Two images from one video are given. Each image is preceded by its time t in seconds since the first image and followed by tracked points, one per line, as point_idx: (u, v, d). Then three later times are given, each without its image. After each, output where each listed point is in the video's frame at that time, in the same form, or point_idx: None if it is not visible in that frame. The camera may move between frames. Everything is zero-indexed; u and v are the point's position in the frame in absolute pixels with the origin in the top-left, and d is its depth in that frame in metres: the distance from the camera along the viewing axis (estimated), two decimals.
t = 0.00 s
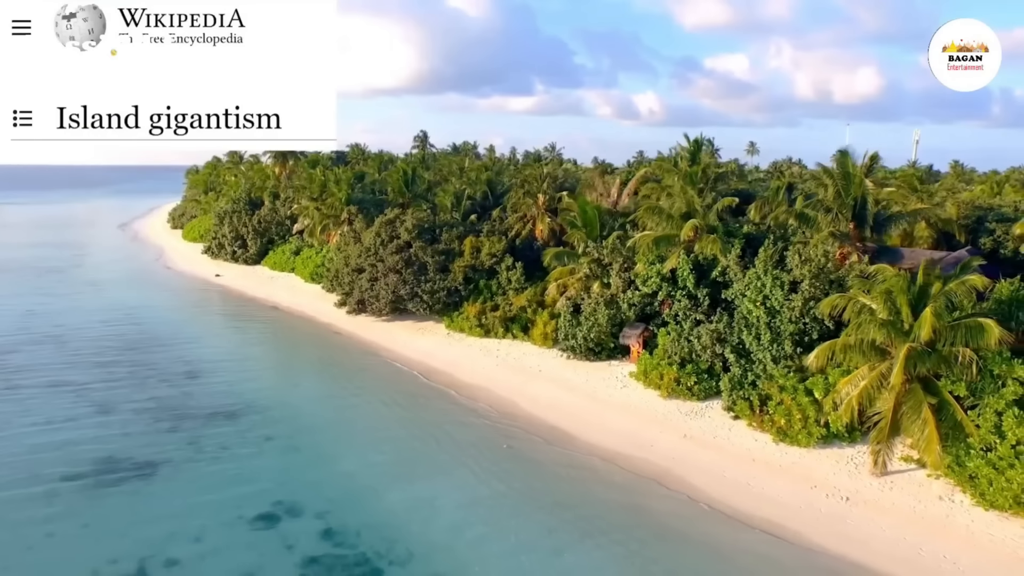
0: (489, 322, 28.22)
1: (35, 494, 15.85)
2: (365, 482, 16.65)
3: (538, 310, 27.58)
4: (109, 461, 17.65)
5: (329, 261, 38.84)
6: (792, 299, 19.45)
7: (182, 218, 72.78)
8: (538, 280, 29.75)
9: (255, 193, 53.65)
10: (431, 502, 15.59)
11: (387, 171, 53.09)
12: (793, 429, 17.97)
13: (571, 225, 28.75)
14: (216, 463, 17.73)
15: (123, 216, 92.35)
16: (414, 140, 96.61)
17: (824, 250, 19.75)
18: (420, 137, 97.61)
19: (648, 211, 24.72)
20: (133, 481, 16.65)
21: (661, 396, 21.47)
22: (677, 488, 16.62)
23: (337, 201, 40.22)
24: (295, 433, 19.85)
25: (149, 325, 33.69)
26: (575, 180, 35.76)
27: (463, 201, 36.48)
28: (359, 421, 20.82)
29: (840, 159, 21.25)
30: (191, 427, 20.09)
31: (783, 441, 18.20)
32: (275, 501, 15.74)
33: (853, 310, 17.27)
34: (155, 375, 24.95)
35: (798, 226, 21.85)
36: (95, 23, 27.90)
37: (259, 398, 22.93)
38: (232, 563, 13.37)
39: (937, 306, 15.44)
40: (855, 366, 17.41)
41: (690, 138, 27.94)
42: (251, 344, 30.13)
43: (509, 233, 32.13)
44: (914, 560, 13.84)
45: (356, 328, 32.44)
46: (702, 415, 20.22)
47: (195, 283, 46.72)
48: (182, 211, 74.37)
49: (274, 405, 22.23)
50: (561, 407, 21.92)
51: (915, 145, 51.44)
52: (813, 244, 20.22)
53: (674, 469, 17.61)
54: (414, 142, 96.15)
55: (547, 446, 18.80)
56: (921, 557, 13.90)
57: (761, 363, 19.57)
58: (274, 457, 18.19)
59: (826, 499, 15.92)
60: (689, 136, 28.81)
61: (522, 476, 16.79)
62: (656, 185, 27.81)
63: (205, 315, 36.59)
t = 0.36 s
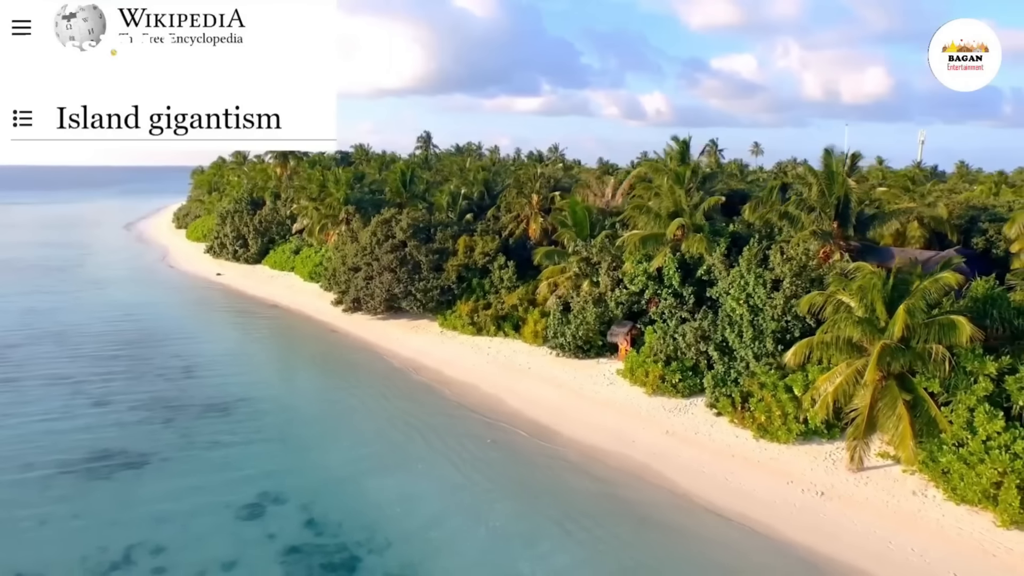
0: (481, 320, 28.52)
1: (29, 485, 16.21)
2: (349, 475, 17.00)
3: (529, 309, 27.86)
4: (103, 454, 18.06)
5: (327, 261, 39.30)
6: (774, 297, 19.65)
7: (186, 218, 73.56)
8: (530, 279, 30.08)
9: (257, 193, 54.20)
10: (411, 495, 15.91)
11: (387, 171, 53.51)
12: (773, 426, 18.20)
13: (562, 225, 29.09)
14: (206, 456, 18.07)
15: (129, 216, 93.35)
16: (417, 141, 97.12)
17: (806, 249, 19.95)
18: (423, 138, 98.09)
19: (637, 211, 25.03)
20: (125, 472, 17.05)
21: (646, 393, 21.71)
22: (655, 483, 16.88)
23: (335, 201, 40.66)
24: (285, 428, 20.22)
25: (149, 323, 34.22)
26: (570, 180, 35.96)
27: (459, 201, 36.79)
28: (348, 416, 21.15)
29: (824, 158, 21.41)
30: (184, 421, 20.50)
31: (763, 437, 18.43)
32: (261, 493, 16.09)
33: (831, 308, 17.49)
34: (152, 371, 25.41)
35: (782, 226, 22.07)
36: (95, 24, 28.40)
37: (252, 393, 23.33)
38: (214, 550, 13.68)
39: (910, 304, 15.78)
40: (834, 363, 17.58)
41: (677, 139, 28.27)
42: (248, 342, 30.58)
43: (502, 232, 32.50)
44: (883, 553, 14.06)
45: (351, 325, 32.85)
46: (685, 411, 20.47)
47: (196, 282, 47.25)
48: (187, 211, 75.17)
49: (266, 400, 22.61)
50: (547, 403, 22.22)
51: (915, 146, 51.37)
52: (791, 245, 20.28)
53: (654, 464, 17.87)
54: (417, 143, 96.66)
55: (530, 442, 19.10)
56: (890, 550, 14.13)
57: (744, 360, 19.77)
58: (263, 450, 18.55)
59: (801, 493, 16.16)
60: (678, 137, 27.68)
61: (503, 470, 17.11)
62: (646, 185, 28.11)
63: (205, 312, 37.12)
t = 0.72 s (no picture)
0: (475, 316, 29.04)
1: (30, 470, 16.80)
2: (336, 463, 17.52)
3: (522, 305, 28.34)
4: (101, 441, 18.64)
5: (326, 258, 39.92)
6: (755, 292, 19.99)
7: (192, 217, 74.48)
8: (523, 276, 30.58)
9: (261, 192, 54.92)
10: (397, 483, 16.40)
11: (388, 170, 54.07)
12: (753, 418, 18.57)
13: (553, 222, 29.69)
14: (201, 445, 18.61)
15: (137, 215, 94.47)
16: (421, 140, 97.74)
17: (787, 245, 20.29)
18: (427, 137, 98.70)
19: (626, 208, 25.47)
20: (122, 459, 17.61)
21: (632, 386, 22.13)
22: (634, 472, 17.32)
23: (335, 199, 41.28)
24: (279, 419, 20.77)
25: (152, 318, 34.91)
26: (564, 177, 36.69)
27: (456, 199, 37.24)
28: (341, 408, 21.68)
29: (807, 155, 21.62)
30: (182, 411, 21.08)
31: (743, 430, 18.81)
32: (252, 479, 16.61)
33: (808, 302, 17.85)
34: (152, 364, 26.04)
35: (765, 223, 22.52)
36: (95, 23, 29.08)
37: (248, 386, 23.90)
38: (204, 532, 14.17)
39: (882, 297, 16.25)
40: (811, 357, 17.95)
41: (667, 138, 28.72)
42: (247, 336, 31.20)
43: (497, 230, 33.00)
44: (851, 540, 14.46)
45: (349, 321, 33.43)
46: (669, 404, 20.88)
47: (200, 280, 48.00)
48: (193, 210, 76.10)
49: (262, 393, 23.17)
50: (535, 397, 22.69)
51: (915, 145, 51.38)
52: (774, 241, 20.63)
53: (634, 456, 18.31)
54: (421, 142, 97.25)
55: (515, 433, 19.56)
56: (858, 538, 14.51)
57: (726, 354, 20.17)
58: (256, 439, 19.10)
59: (776, 483, 16.56)
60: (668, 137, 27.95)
61: (485, 460, 17.59)
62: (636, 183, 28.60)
63: (207, 308, 37.81)
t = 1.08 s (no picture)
0: (469, 311, 29.64)
1: (34, 454, 17.50)
2: (326, 451, 18.13)
3: (514, 301, 28.95)
4: (103, 429, 19.34)
5: (327, 255, 40.64)
6: (737, 288, 20.44)
7: (198, 215, 75.52)
8: (517, 272, 31.20)
9: (264, 190, 55.76)
10: (383, 469, 17.00)
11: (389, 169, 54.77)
12: (732, 409, 19.03)
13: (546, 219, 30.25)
14: (198, 432, 19.26)
15: (145, 215, 95.66)
16: (426, 140, 98.45)
17: (768, 241, 20.73)
18: (432, 137, 99.37)
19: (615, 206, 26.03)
20: (122, 445, 18.29)
21: (618, 379, 22.60)
22: (613, 461, 17.83)
23: (335, 198, 42.01)
24: (273, 409, 21.41)
25: (155, 313, 35.73)
26: (558, 175, 37.55)
27: (453, 196, 37.90)
28: (334, 399, 22.31)
29: (788, 153, 22.11)
30: (180, 401, 21.77)
31: (723, 421, 19.26)
32: (245, 465, 17.23)
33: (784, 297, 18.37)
34: (154, 357, 26.79)
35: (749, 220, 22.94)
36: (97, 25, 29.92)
37: (245, 378, 24.57)
38: (198, 512, 14.77)
39: (854, 291, 16.81)
40: (787, 349, 18.40)
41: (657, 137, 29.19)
42: (248, 331, 31.93)
43: (493, 227, 33.61)
44: (819, 524, 14.90)
45: (347, 317, 34.10)
46: (654, 396, 21.35)
47: (204, 277, 48.87)
48: (199, 209, 77.13)
49: (258, 384, 23.83)
50: (523, 389, 23.23)
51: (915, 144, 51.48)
52: (756, 237, 21.08)
53: (615, 445, 18.82)
54: (426, 142, 97.95)
55: (501, 424, 20.10)
56: (826, 522, 14.95)
57: (708, 348, 20.64)
58: (251, 428, 19.75)
59: (751, 472, 17.02)
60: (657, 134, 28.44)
61: (470, 449, 18.14)
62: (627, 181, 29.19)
63: (210, 304, 38.62)
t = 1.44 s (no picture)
0: (463, 307, 30.34)
1: (39, 440, 18.30)
2: (318, 439, 18.82)
3: (508, 297, 29.61)
4: (106, 417, 20.15)
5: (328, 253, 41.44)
6: (719, 284, 20.98)
7: (205, 214, 76.63)
8: (511, 270, 31.89)
9: (268, 189, 56.66)
10: (372, 456, 17.67)
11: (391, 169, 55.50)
12: (713, 402, 19.58)
13: (539, 217, 30.71)
14: (197, 421, 20.02)
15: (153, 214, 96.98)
16: (431, 140, 99.27)
17: (750, 238, 21.25)
18: (436, 137, 100.15)
19: (605, 205, 26.69)
20: (124, 432, 19.09)
21: (605, 373, 23.18)
22: (594, 451, 18.43)
23: (336, 197, 42.79)
24: (270, 400, 22.13)
25: (160, 309, 36.64)
26: (555, 174, 38.11)
27: (451, 195, 38.54)
28: (328, 391, 23.03)
29: (770, 152, 22.67)
30: (181, 392, 22.56)
31: (704, 413, 19.82)
32: (240, 451, 17.95)
33: (762, 292, 18.97)
34: (157, 350, 27.63)
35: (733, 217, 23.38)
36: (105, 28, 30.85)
37: (244, 370, 25.31)
38: (193, 494, 15.49)
39: (826, 286, 17.27)
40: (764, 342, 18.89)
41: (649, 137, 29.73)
42: (249, 326, 32.73)
43: (489, 225, 34.31)
44: (787, 510, 15.45)
45: (346, 313, 34.86)
46: (639, 389, 21.92)
47: (209, 274, 49.81)
48: (206, 207, 78.25)
49: (256, 377, 24.57)
50: (512, 383, 23.86)
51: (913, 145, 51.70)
52: (739, 234, 21.60)
53: (598, 436, 19.42)
54: (430, 142, 98.73)
55: (489, 415, 20.75)
56: (794, 508, 15.51)
57: (691, 342, 21.18)
58: (247, 418, 20.47)
59: (727, 461, 17.59)
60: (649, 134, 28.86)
61: (456, 438, 18.79)
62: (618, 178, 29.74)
63: (213, 300, 39.52)
